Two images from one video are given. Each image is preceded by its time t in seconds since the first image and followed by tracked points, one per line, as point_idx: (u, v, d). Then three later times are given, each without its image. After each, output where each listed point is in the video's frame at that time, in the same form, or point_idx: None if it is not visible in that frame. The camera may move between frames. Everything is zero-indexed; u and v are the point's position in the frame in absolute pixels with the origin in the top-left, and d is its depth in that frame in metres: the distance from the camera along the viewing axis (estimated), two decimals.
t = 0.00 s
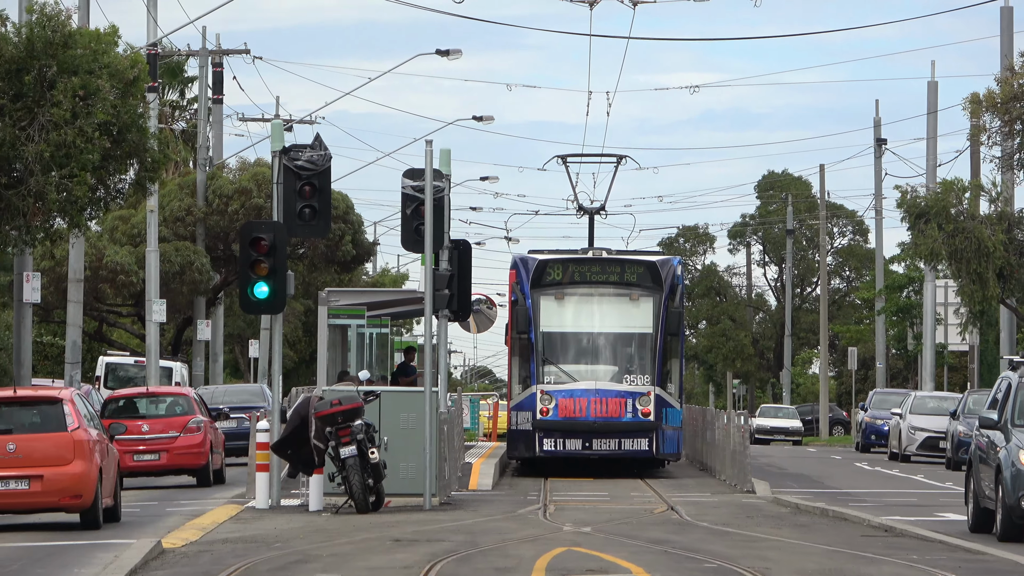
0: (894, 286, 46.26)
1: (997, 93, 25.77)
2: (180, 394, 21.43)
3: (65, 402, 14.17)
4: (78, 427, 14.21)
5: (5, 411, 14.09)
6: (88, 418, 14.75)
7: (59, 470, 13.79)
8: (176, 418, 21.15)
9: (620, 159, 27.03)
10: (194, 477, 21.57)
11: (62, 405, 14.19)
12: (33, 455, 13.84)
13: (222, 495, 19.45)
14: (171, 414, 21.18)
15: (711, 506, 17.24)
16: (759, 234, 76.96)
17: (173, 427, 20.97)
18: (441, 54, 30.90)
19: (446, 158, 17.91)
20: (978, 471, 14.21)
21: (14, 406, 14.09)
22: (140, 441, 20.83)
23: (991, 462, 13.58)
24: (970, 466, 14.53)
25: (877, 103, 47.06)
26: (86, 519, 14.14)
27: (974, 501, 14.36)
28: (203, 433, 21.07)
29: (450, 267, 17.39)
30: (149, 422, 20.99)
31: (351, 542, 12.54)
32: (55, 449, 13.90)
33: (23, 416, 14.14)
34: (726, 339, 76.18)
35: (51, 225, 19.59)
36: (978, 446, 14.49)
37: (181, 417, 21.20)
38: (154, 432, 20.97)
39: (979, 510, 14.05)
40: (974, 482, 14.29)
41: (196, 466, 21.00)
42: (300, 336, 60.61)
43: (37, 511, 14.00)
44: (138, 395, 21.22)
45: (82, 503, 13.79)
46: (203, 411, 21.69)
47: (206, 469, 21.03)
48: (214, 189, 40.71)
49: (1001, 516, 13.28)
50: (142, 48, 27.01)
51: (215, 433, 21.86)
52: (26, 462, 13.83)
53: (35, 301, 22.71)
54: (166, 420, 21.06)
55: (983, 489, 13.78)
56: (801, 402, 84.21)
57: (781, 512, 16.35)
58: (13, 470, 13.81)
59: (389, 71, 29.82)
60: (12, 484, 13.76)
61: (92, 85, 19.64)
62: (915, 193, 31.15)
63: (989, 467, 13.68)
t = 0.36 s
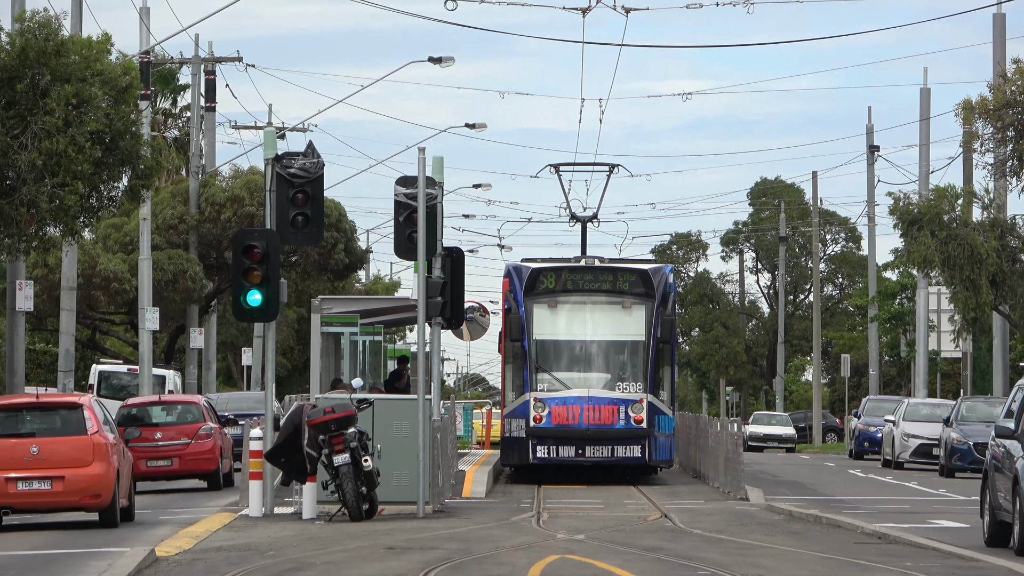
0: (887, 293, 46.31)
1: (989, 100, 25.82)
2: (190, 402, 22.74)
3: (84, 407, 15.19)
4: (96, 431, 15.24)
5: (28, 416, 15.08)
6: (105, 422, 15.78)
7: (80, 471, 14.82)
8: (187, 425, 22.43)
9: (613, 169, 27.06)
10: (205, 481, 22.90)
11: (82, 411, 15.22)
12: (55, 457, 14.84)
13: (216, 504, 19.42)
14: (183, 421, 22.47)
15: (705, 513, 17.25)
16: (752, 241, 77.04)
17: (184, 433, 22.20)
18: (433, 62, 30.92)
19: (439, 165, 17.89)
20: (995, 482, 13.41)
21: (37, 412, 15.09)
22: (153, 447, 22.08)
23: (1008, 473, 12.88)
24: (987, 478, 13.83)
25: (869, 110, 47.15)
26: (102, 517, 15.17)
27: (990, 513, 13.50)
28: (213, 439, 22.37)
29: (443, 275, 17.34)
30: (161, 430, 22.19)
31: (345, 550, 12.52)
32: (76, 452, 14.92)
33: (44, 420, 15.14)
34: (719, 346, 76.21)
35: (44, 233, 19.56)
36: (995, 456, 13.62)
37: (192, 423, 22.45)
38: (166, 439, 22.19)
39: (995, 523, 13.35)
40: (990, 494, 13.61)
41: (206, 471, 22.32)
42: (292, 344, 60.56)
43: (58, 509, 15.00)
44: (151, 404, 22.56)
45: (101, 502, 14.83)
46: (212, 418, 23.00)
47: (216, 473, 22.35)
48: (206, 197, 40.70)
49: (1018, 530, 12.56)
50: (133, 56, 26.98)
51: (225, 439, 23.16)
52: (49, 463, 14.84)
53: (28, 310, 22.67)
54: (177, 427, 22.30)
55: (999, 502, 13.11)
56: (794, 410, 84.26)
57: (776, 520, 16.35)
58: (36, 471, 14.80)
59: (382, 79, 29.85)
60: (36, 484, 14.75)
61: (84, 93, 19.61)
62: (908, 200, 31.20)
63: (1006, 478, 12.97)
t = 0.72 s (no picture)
0: (880, 302, 46.37)
1: (982, 109, 25.86)
2: (199, 408, 23.30)
3: (96, 411, 16.43)
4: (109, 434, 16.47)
5: (45, 419, 16.32)
6: (117, 425, 17.01)
7: (94, 470, 16.04)
8: (196, 429, 22.98)
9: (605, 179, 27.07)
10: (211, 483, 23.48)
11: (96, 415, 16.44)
12: (70, 458, 16.07)
13: (208, 511, 19.39)
14: (192, 425, 23.02)
15: (698, 521, 17.25)
16: (745, 249, 77.12)
17: (194, 438, 22.75)
18: (426, 70, 30.96)
19: (433, 173, 17.88)
20: (1005, 494, 12.81)
21: (54, 416, 16.34)
22: (163, 450, 22.60)
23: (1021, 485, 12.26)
24: (997, 490, 13.20)
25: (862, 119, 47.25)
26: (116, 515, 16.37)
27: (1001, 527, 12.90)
28: (221, 443, 22.97)
29: (436, 283, 17.33)
30: (171, 434, 22.72)
31: (336, 557, 12.51)
32: (90, 453, 16.15)
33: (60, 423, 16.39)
34: (712, 354, 76.28)
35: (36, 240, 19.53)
36: (1007, 466, 12.94)
37: (201, 428, 22.99)
38: (176, 443, 22.72)
39: (1007, 537, 12.73)
40: (1001, 507, 12.99)
41: (215, 474, 22.93)
42: (285, 351, 60.54)
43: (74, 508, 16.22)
44: (160, 409, 23.08)
45: (113, 499, 16.04)
46: (219, 423, 23.59)
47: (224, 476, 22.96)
48: (199, 205, 40.72)
49: None
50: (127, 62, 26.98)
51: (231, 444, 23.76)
52: (64, 464, 16.07)
53: (20, 317, 22.62)
54: (186, 431, 22.84)
55: (1011, 515, 12.48)
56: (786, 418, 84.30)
57: (769, 528, 16.35)
58: (53, 471, 16.04)
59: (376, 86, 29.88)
60: (52, 483, 15.97)
61: (78, 101, 19.57)
62: (901, 209, 31.28)
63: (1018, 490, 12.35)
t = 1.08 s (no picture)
0: (873, 307, 46.44)
1: (975, 115, 25.89)
2: (205, 411, 24.84)
3: (106, 414, 17.90)
4: (117, 435, 17.93)
5: (58, 422, 17.79)
6: (127, 427, 18.47)
7: (104, 470, 17.53)
8: (202, 432, 24.55)
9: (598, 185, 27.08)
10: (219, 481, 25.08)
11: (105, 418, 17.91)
12: (82, 458, 17.55)
13: (201, 516, 19.37)
14: (199, 428, 24.59)
15: (690, 526, 17.24)
16: (738, 254, 77.21)
17: (200, 440, 24.35)
18: (420, 75, 30.97)
19: (426, 178, 17.85)
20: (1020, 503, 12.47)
21: (66, 418, 17.81)
22: (172, 453, 24.23)
23: None
24: (1010, 502, 12.85)
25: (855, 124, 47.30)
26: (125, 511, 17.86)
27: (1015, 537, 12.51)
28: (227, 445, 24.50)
29: (429, 288, 17.31)
30: (180, 437, 24.33)
31: (328, 562, 12.51)
32: (100, 453, 17.64)
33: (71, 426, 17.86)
34: (704, 359, 76.35)
35: (28, 244, 19.50)
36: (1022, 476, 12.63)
37: (207, 431, 24.60)
38: (183, 445, 24.37)
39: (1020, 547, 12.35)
40: (1014, 517, 12.63)
41: (222, 474, 24.49)
42: (278, 357, 60.51)
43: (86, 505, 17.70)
44: (169, 413, 24.64)
45: (122, 497, 17.52)
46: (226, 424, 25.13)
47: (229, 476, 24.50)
48: (192, 209, 40.70)
49: None
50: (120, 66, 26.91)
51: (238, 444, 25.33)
52: (76, 464, 17.55)
53: (12, 321, 22.57)
54: (194, 434, 24.43)
55: None
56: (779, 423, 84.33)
57: (761, 533, 16.36)
58: (66, 470, 17.51)
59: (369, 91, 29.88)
60: (65, 482, 17.44)
61: (71, 105, 19.55)
62: (894, 214, 31.33)
63: None
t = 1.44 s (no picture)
0: (868, 312, 46.49)
1: (971, 120, 25.93)
2: (214, 415, 26.72)
3: (119, 419, 19.02)
4: (129, 438, 19.06)
5: (73, 425, 18.90)
6: (136, 429, 19.59)
7: (116, 471, 18.63)
8: (211, 435, 26.46)
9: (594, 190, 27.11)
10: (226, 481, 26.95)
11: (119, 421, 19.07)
12: (96, 460, 18.63)
13: (196, 519, 19.38)
14: (207, 431, 26.51)
15: (685, 531, 17.25)
16: (733, 259, 77.25)
17: (209, 442, 26.25)
18: (416, 79, 30.98)
19: (421, 183, 17.84)
20: None
21: (80, 421, 18.91)
22: (182, 454, 26.12)
23: None
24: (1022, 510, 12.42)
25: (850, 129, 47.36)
26: (136, 510, 18.99)
27: None
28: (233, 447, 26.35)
29: (424, 292, 17.30)
30: (189, 439, 26.20)
31: (324, 566, 12.51)
32: (113, 455, 18.73)
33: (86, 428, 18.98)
34: (700, 364, 76.31)
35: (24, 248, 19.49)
36: None
37: (216, 435, 26.49)
38: (193, 447, 26.25)
39: None
40: None
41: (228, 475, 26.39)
42: (273, 361, 60.51)
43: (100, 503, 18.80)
44: (180, 416, 26.59)
45: (133, 496, 18.65)
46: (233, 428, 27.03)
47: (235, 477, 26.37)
48: (188, 213, 40.71)
49: None
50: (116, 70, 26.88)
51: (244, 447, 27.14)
52: (90, 465, 18.64)
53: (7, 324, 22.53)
54: (202, 436, 26.33)
55: None
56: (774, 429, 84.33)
57: (756, 538, 16.36)
58: (80, 471, 18.60)
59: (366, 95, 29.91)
60: (79, 482, 18.51)
61: (66, 109, 19.48)
62: (889, 219, 31.39)
63: None
